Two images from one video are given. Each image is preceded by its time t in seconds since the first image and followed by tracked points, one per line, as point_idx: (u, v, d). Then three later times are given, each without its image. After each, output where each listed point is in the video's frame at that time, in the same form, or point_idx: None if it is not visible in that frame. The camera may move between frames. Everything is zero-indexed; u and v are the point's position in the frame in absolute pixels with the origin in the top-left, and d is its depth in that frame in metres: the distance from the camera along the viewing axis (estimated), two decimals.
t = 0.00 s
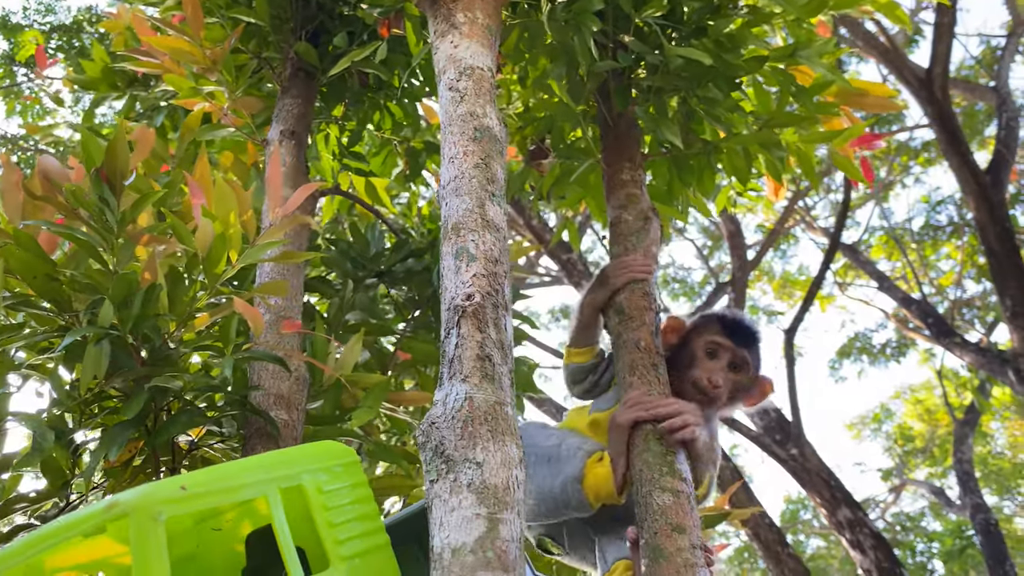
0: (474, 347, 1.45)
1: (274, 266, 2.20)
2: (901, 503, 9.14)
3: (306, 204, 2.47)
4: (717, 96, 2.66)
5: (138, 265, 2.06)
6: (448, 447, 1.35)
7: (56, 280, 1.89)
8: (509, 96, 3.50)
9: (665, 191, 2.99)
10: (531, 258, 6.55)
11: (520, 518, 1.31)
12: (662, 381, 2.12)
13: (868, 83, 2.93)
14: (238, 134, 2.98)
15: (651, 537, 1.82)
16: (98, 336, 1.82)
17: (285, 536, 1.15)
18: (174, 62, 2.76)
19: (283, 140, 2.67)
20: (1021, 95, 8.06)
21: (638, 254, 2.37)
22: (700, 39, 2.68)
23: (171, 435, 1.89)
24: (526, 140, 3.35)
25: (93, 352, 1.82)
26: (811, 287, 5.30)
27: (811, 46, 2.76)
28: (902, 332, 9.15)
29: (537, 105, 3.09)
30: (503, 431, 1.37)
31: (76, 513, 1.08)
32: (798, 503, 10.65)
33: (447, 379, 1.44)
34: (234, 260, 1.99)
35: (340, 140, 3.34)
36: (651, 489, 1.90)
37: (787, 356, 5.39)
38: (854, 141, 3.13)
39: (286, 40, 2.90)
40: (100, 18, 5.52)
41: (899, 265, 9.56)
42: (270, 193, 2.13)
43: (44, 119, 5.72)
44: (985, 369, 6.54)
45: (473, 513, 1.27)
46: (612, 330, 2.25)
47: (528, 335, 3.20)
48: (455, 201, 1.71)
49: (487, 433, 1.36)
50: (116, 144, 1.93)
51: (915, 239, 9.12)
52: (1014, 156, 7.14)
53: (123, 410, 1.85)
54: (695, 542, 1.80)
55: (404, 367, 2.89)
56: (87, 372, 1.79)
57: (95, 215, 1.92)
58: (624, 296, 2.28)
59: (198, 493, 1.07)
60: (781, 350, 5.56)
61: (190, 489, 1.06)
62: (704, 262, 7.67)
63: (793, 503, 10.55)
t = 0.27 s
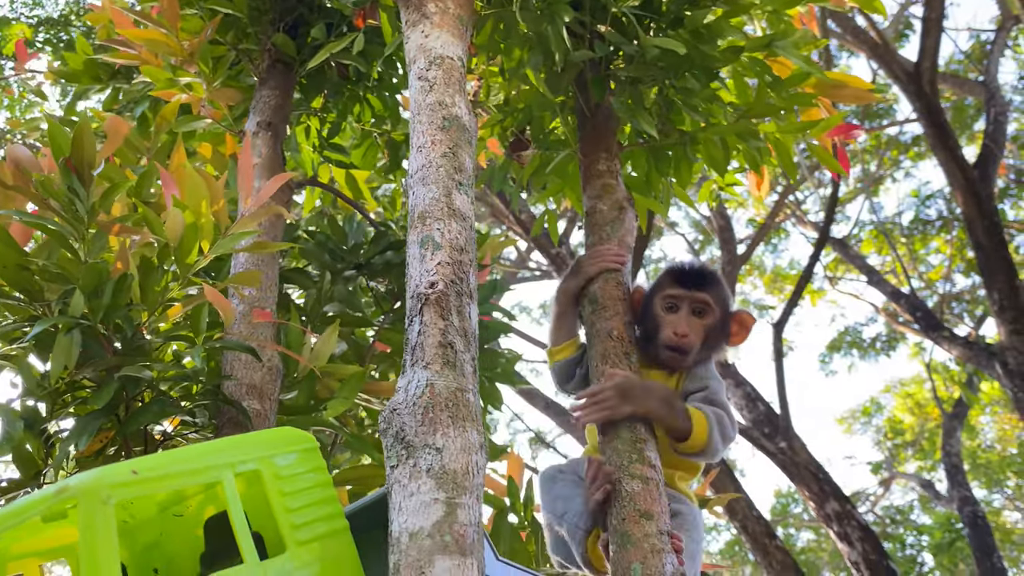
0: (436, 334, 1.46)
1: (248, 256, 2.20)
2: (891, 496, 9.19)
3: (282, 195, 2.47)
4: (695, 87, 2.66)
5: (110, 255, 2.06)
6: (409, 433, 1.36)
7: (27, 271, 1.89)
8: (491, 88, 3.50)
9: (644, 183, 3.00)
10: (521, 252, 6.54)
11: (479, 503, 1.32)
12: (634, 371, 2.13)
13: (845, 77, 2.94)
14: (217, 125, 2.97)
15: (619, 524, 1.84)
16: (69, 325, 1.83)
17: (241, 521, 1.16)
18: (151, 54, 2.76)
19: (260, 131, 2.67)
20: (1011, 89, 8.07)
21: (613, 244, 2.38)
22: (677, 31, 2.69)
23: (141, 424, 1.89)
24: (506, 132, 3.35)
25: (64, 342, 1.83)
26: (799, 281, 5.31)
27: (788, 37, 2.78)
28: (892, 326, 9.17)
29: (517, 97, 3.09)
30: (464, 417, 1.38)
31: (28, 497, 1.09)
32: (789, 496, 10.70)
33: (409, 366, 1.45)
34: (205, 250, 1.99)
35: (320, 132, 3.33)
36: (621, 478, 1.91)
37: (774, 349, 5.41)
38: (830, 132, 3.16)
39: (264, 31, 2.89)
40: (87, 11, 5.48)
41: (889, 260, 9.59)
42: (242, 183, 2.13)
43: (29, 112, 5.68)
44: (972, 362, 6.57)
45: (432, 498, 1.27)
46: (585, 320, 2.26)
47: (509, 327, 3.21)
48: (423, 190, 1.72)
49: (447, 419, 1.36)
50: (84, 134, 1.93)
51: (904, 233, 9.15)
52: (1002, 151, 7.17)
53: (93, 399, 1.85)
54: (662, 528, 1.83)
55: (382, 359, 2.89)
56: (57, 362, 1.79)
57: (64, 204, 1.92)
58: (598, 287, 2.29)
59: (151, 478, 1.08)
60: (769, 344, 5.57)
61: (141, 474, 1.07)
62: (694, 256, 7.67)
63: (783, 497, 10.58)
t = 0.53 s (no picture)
0: (420, 323, 1.47)
1: (237, 247, 2.21)
2: (884, 490, 9.23)
3: (270, 186, 2.47)
4: (683, 79, 2.67)
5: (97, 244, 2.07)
6: (392, 421, 1.36)
7: (13, 260, 1.89)
8: (480, 79, 3.49)
9: (633, 175, 3.01)
10: (515, 246, 6.53)
11: (461, 489, 1.33)
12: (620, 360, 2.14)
13: (834, 65, 2.97)
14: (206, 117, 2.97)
15: (603, 513, 1.86)
16: (55, 315, 1.83)
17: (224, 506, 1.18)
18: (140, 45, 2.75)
19: (248, 122, 2.67)
20: (1003, 84, 8.09)
21: (600, 235, 2.39)
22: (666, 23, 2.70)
23: (128, 412, 1.90)
24: (496, 124, 3.35)
25: (50, 331, 1.83)
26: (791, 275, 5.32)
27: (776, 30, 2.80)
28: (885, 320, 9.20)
29: (507, 89, 3.10)
30: (447, 405, 1.39)
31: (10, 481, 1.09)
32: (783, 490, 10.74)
33: (393, 355, 1.46)
34: (193, 240, 2.00)
35: (310, 124, 3.34)
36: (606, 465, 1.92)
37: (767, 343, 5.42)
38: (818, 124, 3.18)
39: (253, 23, 2.89)
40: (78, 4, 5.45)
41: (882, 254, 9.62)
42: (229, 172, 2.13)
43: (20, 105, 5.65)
44: (964, 356, 6.59)
45: (414, 484, 1.29)
46: (572, 311, 2.27)
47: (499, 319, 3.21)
48: (408, 179, 1.73)
49: (430, 407, 1.37)
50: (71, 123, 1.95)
51: (897, 227, 9.17)
52: (995, 145, 7.19)
53: (79, 388, 1.86)
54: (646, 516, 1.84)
55: (371, 350, 2.90)
56: (43, 351, 1.80)
57: (51, 193, 1.93)
58: (585, 277, 2.30)
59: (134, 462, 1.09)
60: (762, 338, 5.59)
61: (124, 458, 1.07)
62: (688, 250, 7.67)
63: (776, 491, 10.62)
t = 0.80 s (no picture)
0: (415, 307, 1.47)
1: (233, 234, 2.21)
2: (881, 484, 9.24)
3: (267, 175, 2.47)
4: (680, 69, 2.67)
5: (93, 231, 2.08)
6: (386, 404, 1.37)
7: (10, 246, 1.91)
8: (478, 71, 3.49)
9: (630, 165, 3.01)
10: (514, 240, 6.53)
11: (455, 471, 1.33)
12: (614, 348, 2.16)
13: (830, 57, 2.97)
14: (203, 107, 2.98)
15: (599, 498, 1.89)
16: (52, 301, 1.84)
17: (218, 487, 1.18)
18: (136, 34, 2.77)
19: (245, 111, 2.67)
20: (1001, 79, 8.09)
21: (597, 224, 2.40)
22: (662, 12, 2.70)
23: (124, 398, 1.90)
24: (493, 114, 3.34)
25: (47, 317, 1.83)
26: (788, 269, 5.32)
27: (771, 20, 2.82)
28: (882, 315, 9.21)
29: (504, 80, 3.10)
30: (442, 388, 1.40)
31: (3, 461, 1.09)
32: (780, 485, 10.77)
33: (388, 338, 1.46)
34: (189, 227, 2.01)
35: (308, 115, 3.33)
36: (601, 452, 1.96)
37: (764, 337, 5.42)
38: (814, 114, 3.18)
39: (250, 12, 2.89)
40: None
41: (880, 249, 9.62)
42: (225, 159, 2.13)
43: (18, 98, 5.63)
44: (961, 351, 6.59)
45: (408, 466, 1.29)
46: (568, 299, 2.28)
47: (496, 310, 3.21)
48: (403, 165, 1.73)
49: (425, 390, 1.38)
50: (65, 109, 1.98)
51: (894, 222, 9.17)
52: (992, 140, 7.19)
53: (75, 374, 1.86)
54: (641, 501, 1.89)
55: (369, 339, 2.90)
56: (40, 337, 1.80)
57: (47, 179, 1.96)
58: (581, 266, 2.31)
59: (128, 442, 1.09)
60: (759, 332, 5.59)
61: (117, 438, 1.07)
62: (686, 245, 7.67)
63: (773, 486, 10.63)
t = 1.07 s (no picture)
0: (419, 285, 1.47)
1: (235, 217, 2.20)
2: (881, 476, 9.24)
3: (267, 159, 2.47)
4: (682, 53, 2.66)
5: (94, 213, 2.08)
6: (391, 381, 1.37)
7: (11, 227, 1.90)
8: (479, 57, 3.48)
9: (631, 150, 3.00)
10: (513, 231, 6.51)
11: (460, 448, 1.33)
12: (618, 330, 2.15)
13: (832, 43, 2.96)
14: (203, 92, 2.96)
15: (602, 478, 1.93)
16: (53, 282, 1.82)
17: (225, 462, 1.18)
18: (136, 18, 2.74)
19: (245, 95, 2.66)
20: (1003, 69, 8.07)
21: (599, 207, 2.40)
22: None
23: (126, 380, 1.89)
24: (494, 101, 3.33)
25: (49, 299, 1.82)
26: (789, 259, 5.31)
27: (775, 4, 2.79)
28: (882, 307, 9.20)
29: (505, 66, 3.08)
30: (446, 365, 1.39)
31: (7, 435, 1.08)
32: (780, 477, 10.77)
33: (392, 317, 1.46)
34: (190, 208, 2.00)
35: (308, 102, 3.32)
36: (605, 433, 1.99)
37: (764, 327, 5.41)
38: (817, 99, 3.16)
39: None
40: None
41: (880, 240, 9.61)
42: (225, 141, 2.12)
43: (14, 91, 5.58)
44: (961, 342, 6.58)
45: (413, 442, 1.29)
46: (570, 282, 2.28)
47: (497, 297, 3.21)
48: (406, 145, 1.72)
49: (430, 366, 1.37)
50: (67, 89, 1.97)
51: (895, 214, 9.15)
52: (994, 130, 7.17)
53: (77, 355, 1.86)
54: (643, 482, 1.93)
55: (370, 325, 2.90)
56: (42, 319, 1.79)
57: (47, 159, 1.95)
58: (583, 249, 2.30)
59: (133, 415, 1.09)
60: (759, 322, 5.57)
61: (123, 410, 1.07)
62: (687, 236, 7.65)
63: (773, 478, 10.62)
